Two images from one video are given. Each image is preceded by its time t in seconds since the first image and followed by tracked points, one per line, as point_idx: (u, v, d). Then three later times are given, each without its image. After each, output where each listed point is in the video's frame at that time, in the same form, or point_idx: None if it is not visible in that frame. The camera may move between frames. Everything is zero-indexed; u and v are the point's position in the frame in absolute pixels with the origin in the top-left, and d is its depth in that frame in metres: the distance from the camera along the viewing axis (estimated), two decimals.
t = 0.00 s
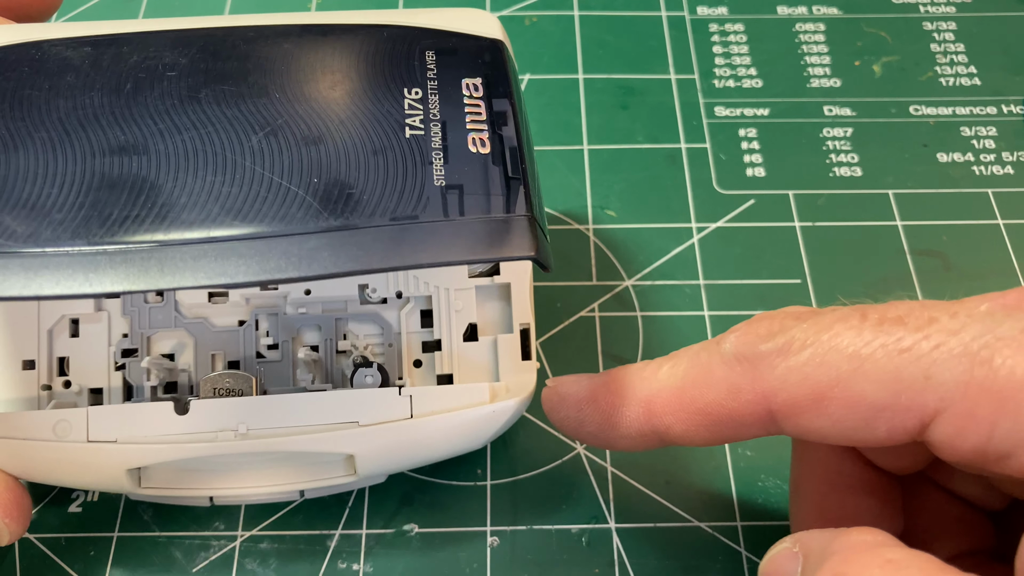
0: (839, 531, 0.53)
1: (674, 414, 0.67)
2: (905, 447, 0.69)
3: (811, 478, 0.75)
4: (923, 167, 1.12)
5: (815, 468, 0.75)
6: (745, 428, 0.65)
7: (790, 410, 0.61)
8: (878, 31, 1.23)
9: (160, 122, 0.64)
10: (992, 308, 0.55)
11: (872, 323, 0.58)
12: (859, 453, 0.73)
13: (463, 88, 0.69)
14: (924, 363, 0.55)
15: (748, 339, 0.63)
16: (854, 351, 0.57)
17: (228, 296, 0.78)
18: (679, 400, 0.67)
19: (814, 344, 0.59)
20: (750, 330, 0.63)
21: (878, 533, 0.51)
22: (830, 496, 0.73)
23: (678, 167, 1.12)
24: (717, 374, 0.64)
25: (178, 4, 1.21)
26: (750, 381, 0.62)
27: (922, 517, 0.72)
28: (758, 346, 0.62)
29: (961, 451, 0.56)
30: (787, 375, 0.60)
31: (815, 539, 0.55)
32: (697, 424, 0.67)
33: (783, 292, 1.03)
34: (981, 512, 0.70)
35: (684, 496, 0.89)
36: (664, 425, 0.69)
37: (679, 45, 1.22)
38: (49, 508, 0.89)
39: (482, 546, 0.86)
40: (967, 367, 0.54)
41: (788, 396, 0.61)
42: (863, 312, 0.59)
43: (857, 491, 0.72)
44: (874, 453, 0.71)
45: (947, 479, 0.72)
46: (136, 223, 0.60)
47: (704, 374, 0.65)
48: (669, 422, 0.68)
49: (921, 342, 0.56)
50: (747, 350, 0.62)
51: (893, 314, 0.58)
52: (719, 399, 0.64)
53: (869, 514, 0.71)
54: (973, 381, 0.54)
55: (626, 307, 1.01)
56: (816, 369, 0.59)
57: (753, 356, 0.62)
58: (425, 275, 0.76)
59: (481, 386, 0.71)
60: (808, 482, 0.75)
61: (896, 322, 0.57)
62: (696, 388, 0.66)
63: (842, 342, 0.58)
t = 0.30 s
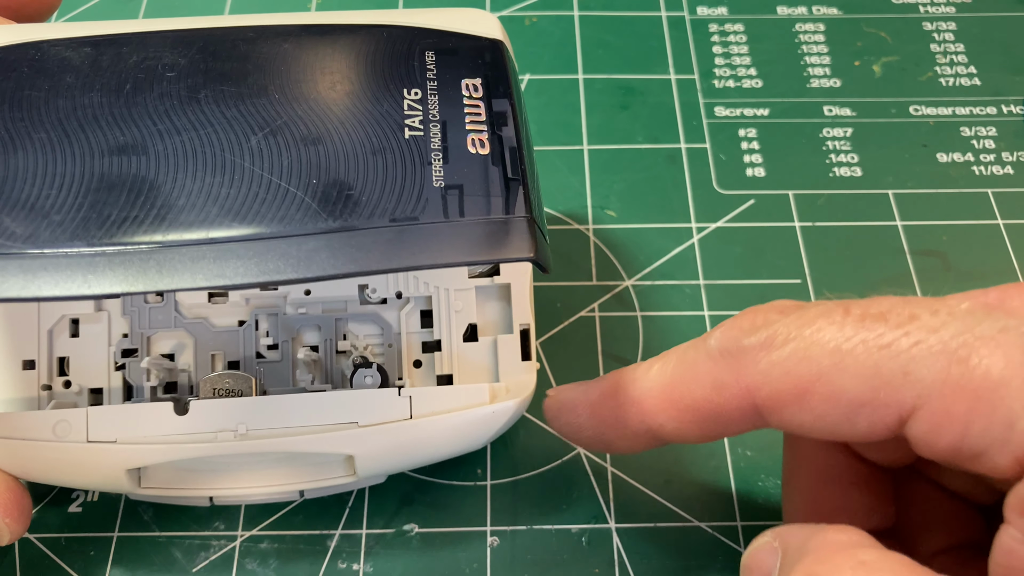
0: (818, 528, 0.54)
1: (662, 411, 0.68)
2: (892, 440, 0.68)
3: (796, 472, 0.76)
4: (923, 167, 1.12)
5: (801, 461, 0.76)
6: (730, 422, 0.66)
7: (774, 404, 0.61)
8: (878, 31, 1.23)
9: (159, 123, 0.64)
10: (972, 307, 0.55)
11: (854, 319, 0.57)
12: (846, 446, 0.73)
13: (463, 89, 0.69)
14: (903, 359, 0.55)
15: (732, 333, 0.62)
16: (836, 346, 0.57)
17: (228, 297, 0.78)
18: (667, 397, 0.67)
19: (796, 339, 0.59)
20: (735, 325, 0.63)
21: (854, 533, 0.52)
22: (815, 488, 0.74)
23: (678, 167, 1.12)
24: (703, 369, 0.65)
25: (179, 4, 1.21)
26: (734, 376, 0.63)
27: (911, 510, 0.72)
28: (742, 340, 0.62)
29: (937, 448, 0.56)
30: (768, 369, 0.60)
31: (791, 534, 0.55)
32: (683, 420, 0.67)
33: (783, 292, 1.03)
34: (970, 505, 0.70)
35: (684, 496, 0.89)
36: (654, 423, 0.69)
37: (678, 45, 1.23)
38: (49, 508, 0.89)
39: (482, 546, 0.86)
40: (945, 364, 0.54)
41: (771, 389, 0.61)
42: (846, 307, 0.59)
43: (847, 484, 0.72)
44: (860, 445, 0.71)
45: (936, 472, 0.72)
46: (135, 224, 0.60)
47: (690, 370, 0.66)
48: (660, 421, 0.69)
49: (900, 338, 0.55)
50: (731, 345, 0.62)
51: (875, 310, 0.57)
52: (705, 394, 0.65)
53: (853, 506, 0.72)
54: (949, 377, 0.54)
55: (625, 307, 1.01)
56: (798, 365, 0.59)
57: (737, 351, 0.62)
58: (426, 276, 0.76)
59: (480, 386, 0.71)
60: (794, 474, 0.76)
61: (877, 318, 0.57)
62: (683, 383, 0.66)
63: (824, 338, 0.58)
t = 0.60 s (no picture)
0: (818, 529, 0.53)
1: (662, 414, 0.68)
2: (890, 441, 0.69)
3: (796, 475, 0.75)
4: (923, 167, 1.12)
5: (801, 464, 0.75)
6: (733, 422, 0.66)
7: (776, 405, 0.61)
8: (878, 31, 1.23)
9: (159, 123, 0.64)
10: (976, 304, 0.55)
11: (856, 318, 0.57)
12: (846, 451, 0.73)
13: (463, 89, 0.69)
14: (908, 356, 0.55)
15: (733, 334, 0.63)
16: (838, 345, 0.57)
17: (229, 297, 0.78)
18: (667, 399, 0.68)
19: (797, 339, 0.59)
20: (735, 326, 0.63)
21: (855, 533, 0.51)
22: (819, 491, 0.73)
23: (678, 167, 1.12)
24: (703, 369, 0.65)
25: (179, 4, 1.21)
26: (735, 377, 0.63)
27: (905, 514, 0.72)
28: (743, 340, 0.62)
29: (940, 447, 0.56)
30: (770, 370, 0.60)
31: (793, 536, 0.55)
32: (684, 422, 0.67)
33: (783, 292, 1.03)
34: (967, 508, 0.70)
35: (684, 496, 0.89)
36: (655, 425, 0.70)
37: (678, 46, 1.23)
38: (49, 508, 0.89)
39: (482, 546, 0.86)
40: (950, 361, 0.54)
41: (773, 390, 0.61)
42: (847, 307, 0.59)
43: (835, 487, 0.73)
44: (860, 447, 0.71)
45: (932, 473, 0.72)
46: (134, 225, 0.60)
47: (691, 372, 0.66)
48: (661, 424, 0.69)
49: (904, 337, 0.55)
50: (731, 345, 0.63)
51: (876, 310, 0.57)
52: (707, 396, 0.65)
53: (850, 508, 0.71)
54: (955, 375, 0.54)
55: (625, 307, 1.01)
56: (800, 364, 0.59)
57: (738, 351, 0.62)
58: (426, 276, 0.76)
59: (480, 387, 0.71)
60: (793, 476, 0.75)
61: (880, 317, 0.57)
62: (682, 384, 0.66)
63: (826, 337, 0.58)
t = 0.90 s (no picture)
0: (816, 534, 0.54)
1: (656, 422, 0.69)
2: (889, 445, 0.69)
3: (793, 478, 0.76)
4: (923, 167, 1.12)
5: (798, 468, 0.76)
6: (728, 431, 0.66)
7: (771, 413, 0.61)
8: (878, 31, 1.23)
9: (157, 127, 0.64)
10: (967, 312, 0.54)
11: (849, 326, 0.57)
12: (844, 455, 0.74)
13: (464, 92, 0.69)
14: (898, 366, 0.55)
15: (726, 343, 0.63)
16: (831, 354, 0.57)
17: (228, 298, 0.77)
18: (662, 407, 0.68)
19: (791, 348, 0.59)
20: (728, 336, 0.63)
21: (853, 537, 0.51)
22: (816, 495, 0.74)
23: (678, 167, 1.12)
24: (696, 379, 0.65)
25: (178, 3, 1.21)
26: (730, 386, 0.63)
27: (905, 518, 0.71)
28: (737, 350, 0.62)
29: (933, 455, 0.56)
30: (764, 379, 0.60)
31: (790, 542, 0.55)
32: (678, 430, 0.68)
33: (783, 292, 1.02)
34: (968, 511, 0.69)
35: (684, 496, 0.89)
36: (648, 433, 0.70)
37: (678, 46, 1.22)
38: (49, 508, 0.89)
39: (482, 547, 0.86)
40: (941, 371, 0.53)
41: (769, 400, 0.61)
42: (840, 315, 0.59)
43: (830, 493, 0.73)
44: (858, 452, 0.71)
45: (932, 478, 0.71)
46: (134, 233, 0.60)
47: (685, 380, 0.66)
48: (655, 432, 0.69)
49: (896, 346, 0.55)
50: (725, 354, 0.63)
51: (870, 318, 0.57)
52: (702, 405, 0.65)
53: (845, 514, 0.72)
54: (946, 384, 0.53)
55: (625, 307, 1.01)
56: (793, 372, 0.59)
57: (731, 360, 0.62)
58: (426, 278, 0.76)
59: (481, 391, 0.70)
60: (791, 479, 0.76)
61: (872, 325, 0.57)
62: (675, 393, 0.67)
63: (818, 345, 0.58)
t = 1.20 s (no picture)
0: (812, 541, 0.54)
1: (650, 438, 0.68)
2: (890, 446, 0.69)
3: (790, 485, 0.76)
4: (923, 168, 1.12)
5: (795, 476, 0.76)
6: (724, 446, 0.65)
7: (765, 428, 0.61)
8: (878, 31, 1.23)
9: (159, 132, 0.62)
10: (957, 323, 0.55)
11: (842, 339, 0.57)
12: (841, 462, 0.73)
13: (469, 95, 0.69)
14: (893, 379, 0.54)
15: (720, 358, 0.62)
16: (825, 368, 0.56)
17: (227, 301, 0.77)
18: (656, 422, 0.67)
19: (784, 362, 0.58)
20: (721, 351, 0.63)
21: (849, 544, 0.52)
22: (814, 506, 0.74)
23: (678, 167, 1.12)
24: (690, 394, 0.64)
25: (177, 3, 1.21)
26: (723, 402, 0.62)
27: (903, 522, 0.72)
28: (730, 365, 0.61)
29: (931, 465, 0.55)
30: (758, 394, 0.60)
31: (789, 549, 0.55)
32: (673, 445, 0.67)
33: (783, 292, 1.03)
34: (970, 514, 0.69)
35: (684, 496, 0.89)
36: (643, 447, 0.69)
37: (679, 45, 1.22)
38: (49, 509, 0.89)
39: (482, 546, 0.86)
40: (935, 383, 0.53)
41: (764, 416, 0.60)
42: (833, 328, 0.58)
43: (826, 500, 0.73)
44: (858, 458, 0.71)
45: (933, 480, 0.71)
46: (144, 243, 0.59)
47: (677, 396, 0.65)
48: (648, 446, 0.68)
49: (889, 358, 0.55)
50: (718, 370, 0.62)
51: (862, 330, 0.57)
52: (696, 420, 0.64)
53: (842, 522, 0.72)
54: (941, 396, 0.53)
55: (626, 307, 1.01)
56: (787, 388, 0.58)
57: (724, 376, 0.61)
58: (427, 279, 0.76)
59: (487, 392, 0.71)
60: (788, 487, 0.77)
61: (865, 337, 0.56)
62: (668, 408, 0.66)
63: (811, 359, 0.57)
